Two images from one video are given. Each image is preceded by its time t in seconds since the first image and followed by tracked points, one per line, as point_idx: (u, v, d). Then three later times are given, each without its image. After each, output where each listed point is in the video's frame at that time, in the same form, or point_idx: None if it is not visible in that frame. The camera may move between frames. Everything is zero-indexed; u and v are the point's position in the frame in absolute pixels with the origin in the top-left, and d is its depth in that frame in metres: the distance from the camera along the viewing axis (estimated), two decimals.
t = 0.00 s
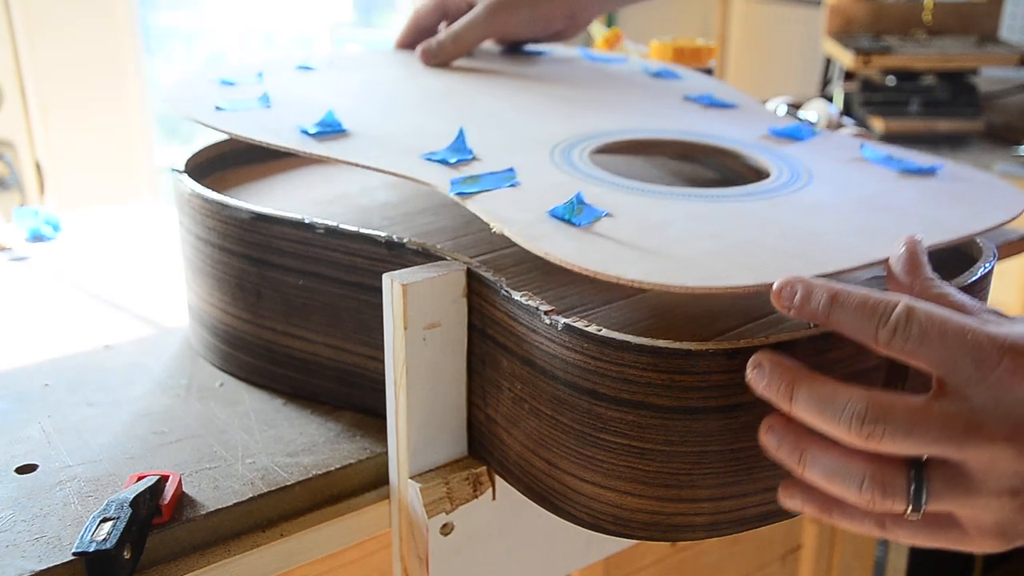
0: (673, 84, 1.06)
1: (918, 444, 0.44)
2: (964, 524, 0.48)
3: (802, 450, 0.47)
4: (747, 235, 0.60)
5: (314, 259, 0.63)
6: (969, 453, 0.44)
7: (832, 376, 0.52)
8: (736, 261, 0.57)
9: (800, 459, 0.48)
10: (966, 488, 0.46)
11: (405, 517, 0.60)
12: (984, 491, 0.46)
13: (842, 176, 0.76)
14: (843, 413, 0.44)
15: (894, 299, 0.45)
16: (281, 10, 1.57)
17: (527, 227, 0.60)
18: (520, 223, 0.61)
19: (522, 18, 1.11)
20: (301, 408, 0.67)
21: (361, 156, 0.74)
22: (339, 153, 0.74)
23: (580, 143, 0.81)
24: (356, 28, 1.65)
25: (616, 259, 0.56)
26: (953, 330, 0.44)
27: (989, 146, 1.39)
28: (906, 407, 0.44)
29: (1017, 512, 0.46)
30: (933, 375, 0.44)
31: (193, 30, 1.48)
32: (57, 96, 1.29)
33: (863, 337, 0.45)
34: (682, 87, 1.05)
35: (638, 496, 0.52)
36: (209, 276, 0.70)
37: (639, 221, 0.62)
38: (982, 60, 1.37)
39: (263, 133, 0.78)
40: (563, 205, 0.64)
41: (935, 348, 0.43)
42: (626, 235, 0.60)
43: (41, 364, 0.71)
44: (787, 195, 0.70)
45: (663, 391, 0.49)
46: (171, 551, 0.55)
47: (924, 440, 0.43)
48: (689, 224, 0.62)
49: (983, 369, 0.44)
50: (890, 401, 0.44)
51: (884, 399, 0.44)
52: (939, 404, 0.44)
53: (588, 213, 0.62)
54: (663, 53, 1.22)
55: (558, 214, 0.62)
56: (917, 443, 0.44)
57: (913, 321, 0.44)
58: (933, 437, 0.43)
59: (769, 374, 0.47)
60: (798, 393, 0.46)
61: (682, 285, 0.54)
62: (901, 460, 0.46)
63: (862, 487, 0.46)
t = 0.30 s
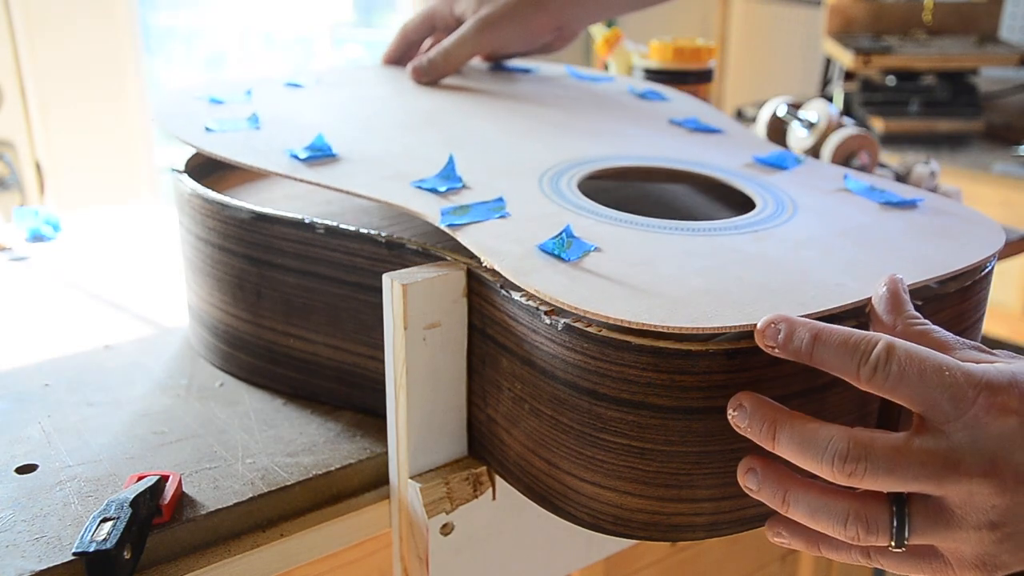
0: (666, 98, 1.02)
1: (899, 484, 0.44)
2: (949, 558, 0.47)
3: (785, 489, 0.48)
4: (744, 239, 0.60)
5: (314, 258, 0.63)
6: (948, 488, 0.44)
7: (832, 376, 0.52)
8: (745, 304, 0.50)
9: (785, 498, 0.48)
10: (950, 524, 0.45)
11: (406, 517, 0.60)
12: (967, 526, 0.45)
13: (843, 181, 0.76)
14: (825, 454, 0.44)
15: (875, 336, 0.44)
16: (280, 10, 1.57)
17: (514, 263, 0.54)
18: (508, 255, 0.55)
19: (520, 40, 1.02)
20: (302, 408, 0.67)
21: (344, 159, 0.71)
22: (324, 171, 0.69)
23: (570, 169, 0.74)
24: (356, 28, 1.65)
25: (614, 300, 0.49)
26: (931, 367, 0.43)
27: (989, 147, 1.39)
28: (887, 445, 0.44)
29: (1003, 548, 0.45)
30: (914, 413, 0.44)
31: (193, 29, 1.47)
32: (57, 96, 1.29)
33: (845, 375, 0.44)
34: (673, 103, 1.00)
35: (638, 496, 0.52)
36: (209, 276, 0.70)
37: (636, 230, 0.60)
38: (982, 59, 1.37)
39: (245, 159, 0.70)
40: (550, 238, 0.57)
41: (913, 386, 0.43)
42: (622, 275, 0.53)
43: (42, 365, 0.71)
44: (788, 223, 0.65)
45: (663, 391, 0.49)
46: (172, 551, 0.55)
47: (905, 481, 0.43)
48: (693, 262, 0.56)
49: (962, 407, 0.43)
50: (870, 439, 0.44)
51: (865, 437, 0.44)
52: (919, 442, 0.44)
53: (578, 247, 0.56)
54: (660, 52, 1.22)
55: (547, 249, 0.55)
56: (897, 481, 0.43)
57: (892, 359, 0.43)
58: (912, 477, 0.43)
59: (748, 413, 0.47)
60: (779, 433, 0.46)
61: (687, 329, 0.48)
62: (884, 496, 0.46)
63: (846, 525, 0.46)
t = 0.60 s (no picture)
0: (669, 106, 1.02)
1: (898, 482, 0.43)
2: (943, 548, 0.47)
3: (793, 467, 0.49)
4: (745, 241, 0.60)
5: (314, 258, 0.63)
6: (947, 487, 0.43)
7: (832, 376, 0.52)
8: (748, 305, 0.50)
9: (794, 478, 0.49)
10: (950, 521, 0.45)
11: (405, 517, 0.60)
12: (964, 522, 0.44)
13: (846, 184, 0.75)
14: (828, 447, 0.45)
15: (876, 334, 0.44)
16: (280, 10, 1.57)
17: (516, 270, 0.54)
18: (510, 263, 0.55)
19: (523, 50, 1.01)
20: (302, 407, 0.67)
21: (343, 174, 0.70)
22: (322, 187, 0.68)
23: (572, 177, 0.74)
24: (356, 29, 1.65)
25: (617, 307, 0.50)
26: (932, 365, 0.43)
27: (989, 147, 1.39)
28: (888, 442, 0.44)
29: (1002, 547, 0.44)
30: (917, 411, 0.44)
31: (193, 30, 1.47)
32: (57, 96, 1.29)
33: (846, 373, 0.44)
34: (676, 111, 1.00)
35: (639, 496, 0.52)
36: (209, 276, 0.70)
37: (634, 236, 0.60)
38: (982, 59, 1.37)
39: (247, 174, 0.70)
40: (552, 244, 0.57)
41: (913, 382, 0.43)
42: (625, 279, 0.53)
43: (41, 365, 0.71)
44: (792, 225, 0.64)
45: (663, 391, 0.49)
46: (172, 551, 0.55)
47: (904, 479, 0.43)
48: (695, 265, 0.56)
49: (963, 404, 0.43)
50: (872, 436, 0.44)
51: (867, 436, 0.44)
52: (921, 439, 0.44)
53: (579, 253, 0.56)
54: (662, 53, 1.21)
55: (550, 256, 0.55)
56: (898, 480, 0.43)
57: (892, 357, 0.43)
58: (912, 476, 0.43)
59: (754, 408, 0.48)
60: (781, 430, 0.47)
61: (692, 330, 0.48)
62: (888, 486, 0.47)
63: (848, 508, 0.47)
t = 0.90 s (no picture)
0: (670, 115, 1.02)
1: (901, 487, 0.43)
2: (954, 552, 0.46)
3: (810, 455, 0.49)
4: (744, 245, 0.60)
5: (314, 258, 0.63)
6: (951, 495, 0.43)
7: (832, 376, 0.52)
8: (749, 317, 0.50)
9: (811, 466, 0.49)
10: (956, 526, 0.44)
11: (406, 517, 0.60)
12: (970, 528, 0.44)
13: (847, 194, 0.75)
14: (830, 453, 0.45)
15: (879, 344, 0.44)
16: (279, 9, 1.57)
17: (517, 279, 0.54)
18: (509, 275, 0.54)
19: (520, 59, 1.01)
20: (302, 407, 0.67)
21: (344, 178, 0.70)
22: (321, 192, 0.67)
23: (573, 187, 0.74)
24: (355, 29, 1.66)
25: (619, 321, 0.49)
26: (936, 374, 0.43)
27: (988, 147, 1.39)
28: (891, 450, 0.43)
29: (1009, 555, 0.44)
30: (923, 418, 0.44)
31: (193, 30, 1.47)
32: (56, 96, 1.29)
33: (851, 384, 0.44)
34: (678, 120, 1.00)
35: (638, 496, 0.52)
36: (209, 276, 0.70)
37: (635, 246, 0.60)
38: (981, 60, 1.37)
39: (245, 183, 0.69)
40: (550, 257, 0.57)
41: (918, 391, 0.43)
42: (626, 291, 0.53)
43: (41, 365, 0.71)
44: (793, 236, 0.64)
45: (663, 391, 0.49)
46: (171, 551, 0.55)
47: (907, 485, 0.43)
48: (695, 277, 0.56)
49: (968, 411, 0.42)
50: (876, 442, 0.44)
51: (870, 441, 0.44)
52: (925, 446, 0.43)
53: (579, 265, 0.56)
54: (662, 54, 1.21)
55: (548, 266, 0.55)
56: (900, 486, 0.43)
57: (895, 366, 0.43)
58: (915, 482, 0.43)
59: (765, 412, 0.48)
60: (788, 433, 0.47)
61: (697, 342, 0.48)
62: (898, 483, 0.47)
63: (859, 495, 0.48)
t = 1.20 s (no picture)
0: (670, 110, 1.02)
1: (906, 457, 0.43)
2: (957, 524, 0.47)
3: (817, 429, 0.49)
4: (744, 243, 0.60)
5: (314, 258, 0.63)
6: (955, 465, 0.43)
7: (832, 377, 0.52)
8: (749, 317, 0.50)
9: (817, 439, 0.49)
10: (961, 499, 0.44)
11: (406, 516, 0.60)
12: (974, 500, 0.44)
13: (848, 187, 0.75)
14: (835, 424, 0.45)
15: (880, 322, 0.45)
16: (280, 9, 1.57)
17: (517, 280, 0.54)
18: (514, 262, 0.55)
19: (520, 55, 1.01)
20: (302, 407, 0.67)
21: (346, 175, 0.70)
22: (326, 182, 0.68)
23: (574, 179, 0.74)
24: (355, 29, 1.65)
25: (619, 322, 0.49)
26: (938, 347, 0.43)
27: (988, 147, 1.39)
28: (896, 420, 0.43)
29: (1013, 527, 0.44)
30: (926, 392, 0.44)
31: (193, 30, 1.48)
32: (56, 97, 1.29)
33: (852, 363, 0.45)
34: (678, 115, 1.00)
35: (639, 496, 0.52)
36: (209, 275, 0.70)
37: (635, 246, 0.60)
38: (981, 60, 1.37)
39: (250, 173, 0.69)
40: (555, 244, 0.57)
41: (920, 365, 0.43)
42: (630, 278, 0.53)
43: (41, 365, 0.71)
44: (796, 226, 0.64)
45: (664, 391, 0.49)
46: (171, 551, 0.55)
47: (912, 456, 0.43)
48: (699, 266, 0.56)
49: (970, 383, 0.43)
50: (879, 413, 0.44)
51: (876, 412, 0.44)
52: (928, 418, 0.43)
53: (582, 253, 0.56)
54: (662, 54, 1.21)
55: (552, 253, 0.55)
56: (904, 457, 0.43)
57: (896, 343, 0.44)
58: (920, 453, 0.43)
59: (771, 389, 0.48)
60: (794, 409, 0.47)
61: (698, 334, 0.48)
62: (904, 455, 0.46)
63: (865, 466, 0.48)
